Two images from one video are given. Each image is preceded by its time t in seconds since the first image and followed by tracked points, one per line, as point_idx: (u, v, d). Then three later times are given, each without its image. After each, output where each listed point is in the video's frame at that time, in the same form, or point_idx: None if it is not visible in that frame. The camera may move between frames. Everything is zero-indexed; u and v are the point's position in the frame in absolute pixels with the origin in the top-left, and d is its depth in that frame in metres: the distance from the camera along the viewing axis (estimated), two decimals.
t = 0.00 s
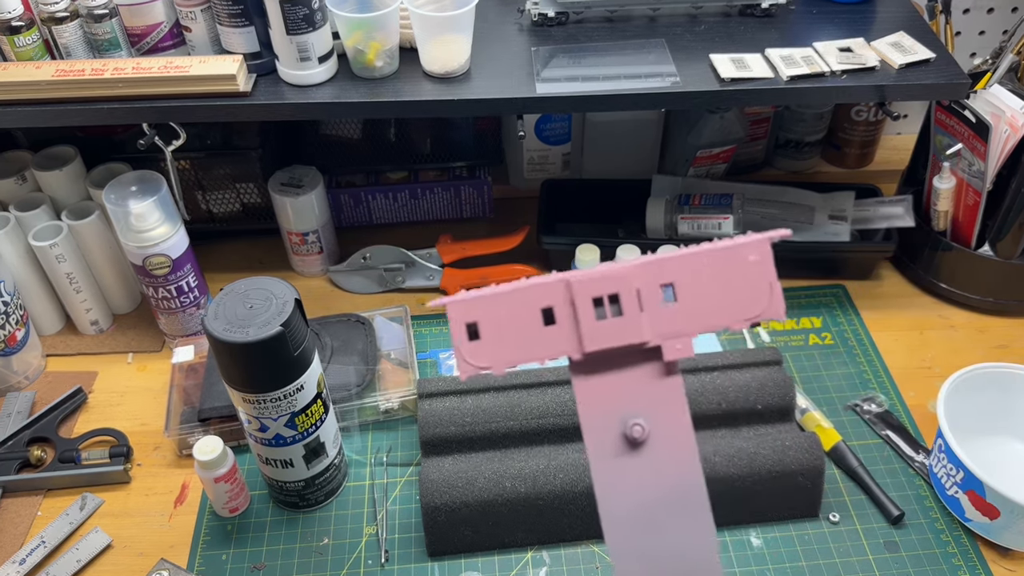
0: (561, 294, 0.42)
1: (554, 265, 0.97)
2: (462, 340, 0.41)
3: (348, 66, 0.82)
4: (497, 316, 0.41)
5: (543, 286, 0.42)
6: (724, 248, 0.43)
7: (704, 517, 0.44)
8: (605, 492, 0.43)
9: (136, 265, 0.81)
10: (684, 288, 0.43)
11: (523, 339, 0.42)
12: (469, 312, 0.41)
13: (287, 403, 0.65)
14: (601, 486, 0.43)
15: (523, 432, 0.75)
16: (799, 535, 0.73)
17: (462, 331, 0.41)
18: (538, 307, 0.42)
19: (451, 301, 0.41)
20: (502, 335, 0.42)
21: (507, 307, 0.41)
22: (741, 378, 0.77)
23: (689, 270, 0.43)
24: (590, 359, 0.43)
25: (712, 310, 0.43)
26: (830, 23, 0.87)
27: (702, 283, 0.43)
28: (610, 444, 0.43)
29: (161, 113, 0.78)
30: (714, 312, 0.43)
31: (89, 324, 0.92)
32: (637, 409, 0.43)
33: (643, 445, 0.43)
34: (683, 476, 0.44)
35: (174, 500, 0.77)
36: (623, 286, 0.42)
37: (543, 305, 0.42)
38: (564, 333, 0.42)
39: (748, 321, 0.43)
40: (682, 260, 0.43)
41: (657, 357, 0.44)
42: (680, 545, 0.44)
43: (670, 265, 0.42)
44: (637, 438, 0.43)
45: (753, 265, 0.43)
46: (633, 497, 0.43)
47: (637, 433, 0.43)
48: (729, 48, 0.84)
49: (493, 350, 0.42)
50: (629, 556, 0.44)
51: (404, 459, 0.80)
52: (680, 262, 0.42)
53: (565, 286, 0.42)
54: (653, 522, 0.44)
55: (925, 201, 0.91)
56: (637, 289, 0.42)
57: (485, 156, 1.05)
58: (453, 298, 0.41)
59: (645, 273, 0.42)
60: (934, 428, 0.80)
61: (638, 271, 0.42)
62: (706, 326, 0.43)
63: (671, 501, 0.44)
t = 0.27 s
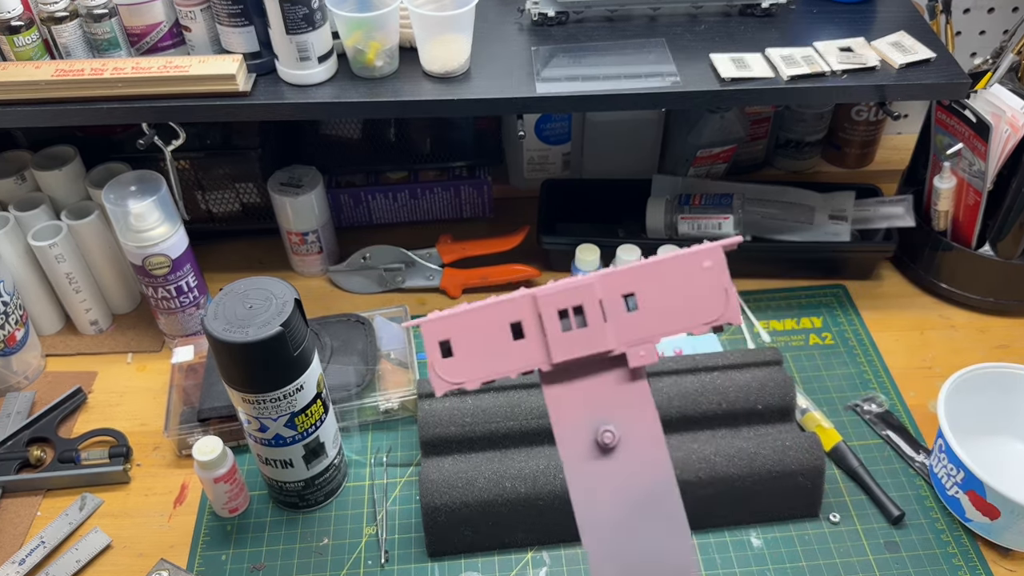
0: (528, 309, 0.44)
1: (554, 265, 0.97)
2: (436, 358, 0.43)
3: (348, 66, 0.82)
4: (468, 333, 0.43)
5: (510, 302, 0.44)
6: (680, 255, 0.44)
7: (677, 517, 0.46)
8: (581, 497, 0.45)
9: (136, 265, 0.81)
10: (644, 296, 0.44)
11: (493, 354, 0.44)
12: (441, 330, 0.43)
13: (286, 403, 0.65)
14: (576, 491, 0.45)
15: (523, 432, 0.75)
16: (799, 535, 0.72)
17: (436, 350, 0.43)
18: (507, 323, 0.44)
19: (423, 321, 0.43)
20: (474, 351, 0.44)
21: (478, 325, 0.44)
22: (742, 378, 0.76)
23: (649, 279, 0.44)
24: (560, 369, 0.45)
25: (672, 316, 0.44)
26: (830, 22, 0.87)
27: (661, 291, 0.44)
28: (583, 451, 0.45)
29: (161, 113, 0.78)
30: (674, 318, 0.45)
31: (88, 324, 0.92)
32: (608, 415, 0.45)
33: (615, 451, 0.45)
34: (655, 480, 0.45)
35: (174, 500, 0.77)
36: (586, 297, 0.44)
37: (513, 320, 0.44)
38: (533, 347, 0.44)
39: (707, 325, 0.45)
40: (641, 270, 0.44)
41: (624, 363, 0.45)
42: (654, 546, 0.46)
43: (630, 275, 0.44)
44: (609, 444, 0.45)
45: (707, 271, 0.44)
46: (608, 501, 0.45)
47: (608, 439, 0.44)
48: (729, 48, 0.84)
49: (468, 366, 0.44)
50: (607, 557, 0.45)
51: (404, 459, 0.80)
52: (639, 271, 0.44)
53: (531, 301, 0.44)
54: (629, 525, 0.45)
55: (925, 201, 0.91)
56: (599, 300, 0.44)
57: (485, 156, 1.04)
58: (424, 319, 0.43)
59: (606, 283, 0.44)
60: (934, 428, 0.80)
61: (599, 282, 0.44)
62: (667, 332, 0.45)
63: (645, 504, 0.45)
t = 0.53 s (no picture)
0: (528, 313, 0.46)
1: (554, 265, 0.97)
2: (442, 359, 0.45)
3: (348, 66, 0.82)
4: (473, 337, 0.46)
5: (512, 307, 0.46)
6: (670, 263, 0.46)
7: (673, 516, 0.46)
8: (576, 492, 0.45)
9: (136, 265, 0.81)
10: (637, 301, 0.46)
11: (495, 356, 0.46)
12: (447, 334, 0.45)
13: (287, 403, 0.65)
14: (572, 485, 0.46)
15: (523, 432, 0.75)
16: (799, 535, 0.72)
17: (442, 352, 0.45)
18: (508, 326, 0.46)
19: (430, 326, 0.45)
20: (478, 353, 0.45)
21: (481, 329, 0.46)
22: (742, 378, 0.77)
23: (641, 285, 0.46)
24: (558, 373, 0.46)
25: (663, 320, 0.46)
26: (830, 22, 0.87)
27: (653, 296, 0.46)
28: (579, 447, 0.46)
29: (161, 113, 0.78)
30: (664, 322, 0.46)
31: (89, 324, 0.92)
32: (603, 414, 0.46)
33: (610, 447, 0.46)
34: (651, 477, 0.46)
35: (174, 500, 0.77)
36: (582, 302, 0.46)
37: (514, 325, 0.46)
38: (533, 349, 0.46)
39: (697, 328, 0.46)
40: (634, 277, 0.46)
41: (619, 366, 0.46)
42: (651, 545, 0.46)
43: (623, 281, 0.46)
44: (603, 440, 0.45)
45: (695, 278, 0.46)
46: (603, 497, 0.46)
47: (603, 435, 0.45)
48: (729, 48, 0.84)
49: (471, 368, 0.45)
50: (604, 554, 0.46)
51: (404, 459, 0.80)
52: (631, 278, 0.46)
53: (531, 307, 0.46)
54: (624, 522, 0.46)
55: (925, 201, 0.91)
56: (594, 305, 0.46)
57: (485, 156, 1.05)
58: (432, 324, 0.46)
59: (599, 290, 0.46)
60: (934, 429, 0.80)
61: (595, 288, 0.46)
62: (659, 335, 0.46)
63: (640, 501, 0.46)
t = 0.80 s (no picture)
0: (530, 322, 0.46)
1: (554, 265, 0.97)
2: (448, 366, 0.46)
3: (348, 66, 0.83)
4: (476, 345, 0.46)
5: (515, 316, 0.47)
6: (664, 274, 0.47)
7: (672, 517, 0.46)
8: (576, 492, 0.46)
9: (137, 265, 0.81)
10: (634, 310, 0.47)
11: (499, 363, 0.46)
12: (455, 342, 0.46)
13: (287, 403, 0.65)
14: (572, 485, 0.46)
15: (523, 432, 0.75)
16: (799, 535, 0.73)
17: (447, 359, 0.46)
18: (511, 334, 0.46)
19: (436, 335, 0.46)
20: (482, 361, 0.46)
21: (485, 337, 0.46)
22: (741, 377, 0.77)
23: (638, 296, 0.47)
24: (558, 379, 0.47)
25: (658, 328, 0.46)
26: (829, 23, 0.87)
27: (648, 305, 0.47)
28: (579, 448, 0.46)
29: (162, 113, 0.79)
30: (660, 330, 0.47)
31: (89, 324, 0.92)
32: (602, 416, 0.47)
33: (609, 448, 0.46)
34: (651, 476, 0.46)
35: (175, 500, 0.77)
36: (582, 311, 0.46)
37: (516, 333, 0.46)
38: (535, 356, 0.46)
39: (691, 335, 0.47)
40: (631, 287, 0.47)
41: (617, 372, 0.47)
42: (652, 547, 0.46)
43: (620, 292, 0.47)
44: (602, 441, 0.46)
45: (688, 288, 0.47)
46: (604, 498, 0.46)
47: (602, 436, 0.46)
48: (729, 49, 0.84)
49: (475, 374, 0.46)
50: (605, 557, 0.45)
51: (404, 459, 0.80)
52: (627, 289, 0.47)
53: (533, 316, 0.47)
54: (626, 523, 0.46)
55: (924, 201, 0.91)
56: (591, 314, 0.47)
57: (485, 156, 1.05)
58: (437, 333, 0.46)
59: (597, 300, 0.47)
60: (933, 428, 0.80)
61: (594, 297, 0.46)
62: (655, 342, 0.46)
63: (640, 502, 0.46)
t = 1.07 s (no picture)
0: (543, 324, 0.50)
1: (554, 265, 0.98)
2: (459, 365, 0.48)
3: (348, 67, 0.83)
4: (489, 344, 0.49)
5: (530, 319, 0.50)
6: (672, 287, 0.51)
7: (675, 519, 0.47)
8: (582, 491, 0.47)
9: (138, 265, 0.82)
10: (645, 317, 0.50)
11: (511, 361, 0.49)
12: (465, 341, 0.49)
13: (287, 403, 0.65)
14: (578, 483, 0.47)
15: (523, 432, 0.75)
16: (799, 534, 0.73)
17: (460, 356, 0.49)
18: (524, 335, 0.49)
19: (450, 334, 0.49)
20: (494, 360, 0.49)
21: (499, 337, 0.49)
22: (741, 377, 0.77)
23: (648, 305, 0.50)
24: (570, 381, 0.49)
25: (666, 334, 0.49)
26: (829, 23, 0.88)
27: (658, 314, 0.50)
28: (586, 449, 0.48)
29: (162, 113, 0.79)
30: (668, 337, 0.49)
31: (90, 324, 0.92)
32: (608, 419, 0.49)
33: (615, 450, 0.48)
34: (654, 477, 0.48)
35: (175, 500, 0.77)
36: (594, 316, 0.50)
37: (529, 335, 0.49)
38: (547, 356, 0.49)
39: (698, 343, 0.49)
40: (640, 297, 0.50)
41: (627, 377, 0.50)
42: (656, 550, 0.47)
43: (629, 301, 0.50)
44: (610, 442, 0.48)
45: (695, 299, 0.50)
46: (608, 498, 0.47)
47: (609, 436, 0.48)
48: (728, 49, 0.84)
49: (487, 372, 0.49)
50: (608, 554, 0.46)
51: (404, 459, 0.80)
52: (637, 298, 0.50)
53: (546, 320, 0.50)
54: (630, 524, 0.47)
55: (923, 201, 0.91)
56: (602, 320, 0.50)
57: (485, 156, 1.05)
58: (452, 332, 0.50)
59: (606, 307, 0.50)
60: (933, 428, 0.81)
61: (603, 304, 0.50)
62: (663, 349, 0.49)
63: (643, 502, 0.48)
